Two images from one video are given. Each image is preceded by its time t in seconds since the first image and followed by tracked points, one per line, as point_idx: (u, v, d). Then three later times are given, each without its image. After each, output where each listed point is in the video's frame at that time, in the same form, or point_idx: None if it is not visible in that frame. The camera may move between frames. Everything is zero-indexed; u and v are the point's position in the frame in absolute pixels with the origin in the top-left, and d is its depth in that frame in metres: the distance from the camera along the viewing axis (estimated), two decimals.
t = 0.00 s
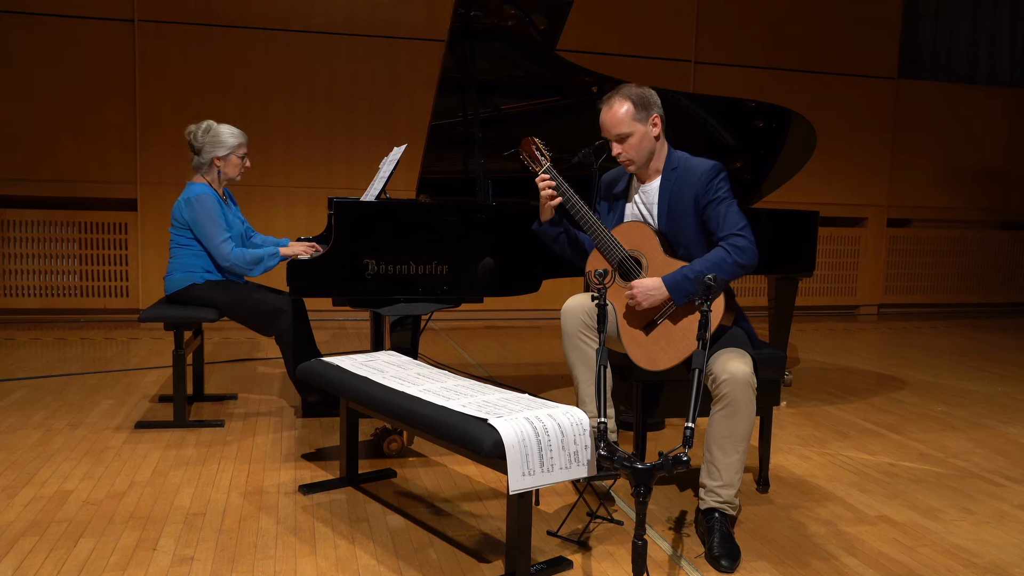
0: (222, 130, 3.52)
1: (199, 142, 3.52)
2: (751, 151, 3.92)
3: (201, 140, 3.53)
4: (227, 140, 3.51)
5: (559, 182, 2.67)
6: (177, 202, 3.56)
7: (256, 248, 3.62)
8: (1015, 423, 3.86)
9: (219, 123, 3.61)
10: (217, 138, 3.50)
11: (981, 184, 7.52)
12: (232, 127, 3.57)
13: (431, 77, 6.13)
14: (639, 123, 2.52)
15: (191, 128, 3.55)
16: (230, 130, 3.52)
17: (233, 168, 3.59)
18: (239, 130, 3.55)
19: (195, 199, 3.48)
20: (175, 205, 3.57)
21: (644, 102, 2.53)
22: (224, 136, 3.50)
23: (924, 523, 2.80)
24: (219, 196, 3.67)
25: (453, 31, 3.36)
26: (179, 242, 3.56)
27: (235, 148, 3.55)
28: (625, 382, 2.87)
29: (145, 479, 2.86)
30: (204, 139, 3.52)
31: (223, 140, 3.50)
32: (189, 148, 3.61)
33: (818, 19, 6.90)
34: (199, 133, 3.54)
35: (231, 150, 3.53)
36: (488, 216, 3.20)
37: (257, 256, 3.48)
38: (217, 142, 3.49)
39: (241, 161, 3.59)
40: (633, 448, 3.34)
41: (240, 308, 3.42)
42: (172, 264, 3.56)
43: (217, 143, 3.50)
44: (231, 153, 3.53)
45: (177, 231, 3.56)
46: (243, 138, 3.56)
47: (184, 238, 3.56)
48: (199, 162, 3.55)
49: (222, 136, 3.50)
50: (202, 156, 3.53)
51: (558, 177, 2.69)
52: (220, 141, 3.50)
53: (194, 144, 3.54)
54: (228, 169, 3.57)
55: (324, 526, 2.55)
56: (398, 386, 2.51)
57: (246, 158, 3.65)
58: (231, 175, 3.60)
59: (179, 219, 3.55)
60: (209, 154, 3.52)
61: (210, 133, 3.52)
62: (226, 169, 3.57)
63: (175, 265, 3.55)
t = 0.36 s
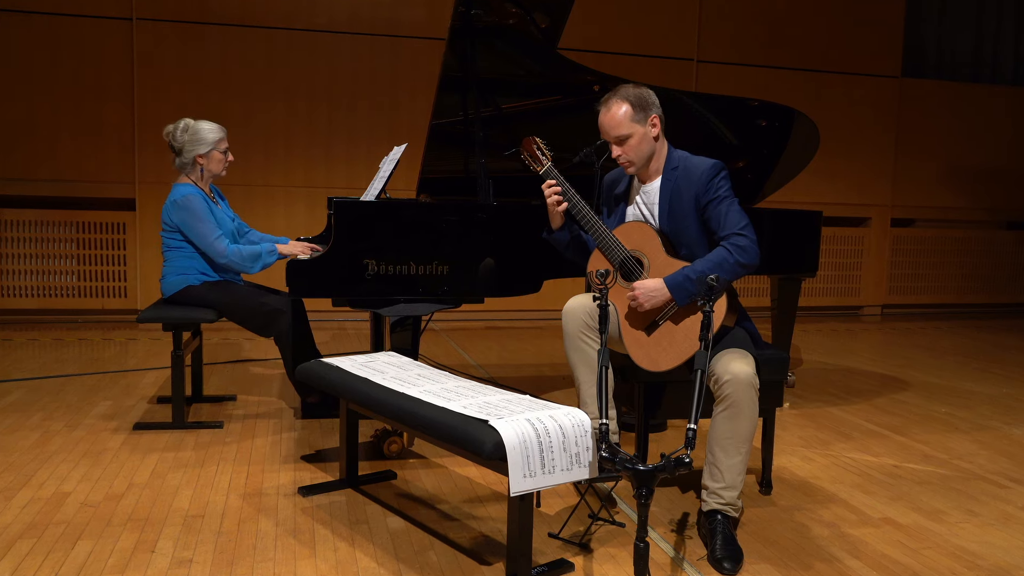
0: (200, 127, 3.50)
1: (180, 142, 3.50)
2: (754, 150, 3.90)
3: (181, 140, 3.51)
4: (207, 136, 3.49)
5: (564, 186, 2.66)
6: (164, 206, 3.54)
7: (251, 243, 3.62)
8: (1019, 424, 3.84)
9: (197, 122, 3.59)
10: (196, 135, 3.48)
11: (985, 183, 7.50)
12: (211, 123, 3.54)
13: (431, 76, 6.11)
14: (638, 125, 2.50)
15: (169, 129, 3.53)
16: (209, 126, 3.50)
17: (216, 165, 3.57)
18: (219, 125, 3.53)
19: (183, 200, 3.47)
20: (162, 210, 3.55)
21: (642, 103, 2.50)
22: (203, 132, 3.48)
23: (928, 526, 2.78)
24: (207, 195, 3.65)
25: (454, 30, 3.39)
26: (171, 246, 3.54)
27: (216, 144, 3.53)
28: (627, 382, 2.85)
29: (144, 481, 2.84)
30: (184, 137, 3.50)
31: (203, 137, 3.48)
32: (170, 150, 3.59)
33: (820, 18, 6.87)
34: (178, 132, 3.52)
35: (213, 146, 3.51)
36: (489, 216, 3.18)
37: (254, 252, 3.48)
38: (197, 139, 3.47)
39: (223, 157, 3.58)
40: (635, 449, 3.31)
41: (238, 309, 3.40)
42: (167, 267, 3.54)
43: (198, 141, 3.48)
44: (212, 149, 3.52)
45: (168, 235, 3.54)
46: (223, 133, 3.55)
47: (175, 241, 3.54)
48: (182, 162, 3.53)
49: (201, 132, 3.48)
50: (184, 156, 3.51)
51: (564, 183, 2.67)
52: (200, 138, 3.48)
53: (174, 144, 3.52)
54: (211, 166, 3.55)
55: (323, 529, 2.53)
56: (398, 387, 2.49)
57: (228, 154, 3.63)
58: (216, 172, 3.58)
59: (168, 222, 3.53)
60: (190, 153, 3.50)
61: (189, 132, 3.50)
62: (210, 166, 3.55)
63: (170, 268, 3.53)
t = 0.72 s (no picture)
0: (195, 125, 3.48)
1: (174, 139, 3.45)
2: (756, 149, 3.87)
3: (175, 137, 3.46)
4: (203, 134, 3.47)
5: (574, 198, 2.63)
6: (157, 205, 3.52)
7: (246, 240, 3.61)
8: None
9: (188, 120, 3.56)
10: (191, 133, 3.46)
11: (989, 183, 7.47)
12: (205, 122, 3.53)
13: (431, 75, 6.09)
14: (639, 124, 2.48)
15: (163, 126, 3.47)
16: (204, 124, 3.49)
17: (210, 164, 3.55)
18: (213, 125, 3.53)
19: (178, 197, 3.45)
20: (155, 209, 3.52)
21: (642, 102, 2.48)
22: (199, 130, 3.46)
23: (933, 528, 2.75)
24: (200, 194, 3.63)
25: (454, 28, 3.37)
26: (166, 244, 3.51)
27: (211, 143, 3.52)
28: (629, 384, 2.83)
29: (142, 483, 2.82)
30: (179, 135, 3.46)
31: (199, 135, 3.46)
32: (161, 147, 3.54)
33: (822, 17, 6.85)
34: (174, 129, 3.47)
35: (208, 144, 3.50)
36: (490, 216, 3.16)
37: (250, 247, 3.48)
38: (192, 137, 3.45)
39: (217, 156, 3.56)
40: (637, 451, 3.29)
41: (237, 309, 3.38)
42: (163, 267, 3.51)
43: (193, 138, 3.46)
44: (207, 147, 3.50)
45: (162, 234, 3.51)
46: (218, 132, 3.54)
47: (170, 240, 3.51)
48: (175, 159, 3.49)
49: (196, 130, 3.46)
50: (179, 152, 3.47)
51: (574, 193, 2.64)
52: (195, 136, 3.46)
53: (169, 141, 3.47)
54: (205, 165, 3.53)
55: (323, 531, 2.51)
56: (398, 388, 2.47)
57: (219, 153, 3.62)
58: (209, 171, 3.56)
59: (162, 221, 3.51)
60: (185, 150, 3.47)
61: (184, 129, 3.47)
62: (204, 164, 3.53)
63: (166, 268, 3.51)
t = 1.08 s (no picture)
0: (200, 126, 3.47)
1: (177, 138, 3.46)
2: (759, 149, 3.85)
3: (178, 136, 3.46)
4: (204, 135, 3.46)
5: (576, 198, 2.60)
6: (159, 201, 3.52)
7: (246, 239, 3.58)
8: None
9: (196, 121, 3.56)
10: (194, 133, 3.45)
11: (993, 182, 7.44)
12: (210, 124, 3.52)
13: (432, 74, 6.07)
14: (645, 121, 2.46)
15: (168, 125, 3.48)
16: (208, 126, 3.48)
17: (211, 165, 3.52)
18: (217, 127, 3.51)
19: (180, 193, 3.45)
20: (158, 204, 3.52)
21: (650, 99, 2.46)
22: (202, 131, 3.45)
23: (937, 530, 2.72)
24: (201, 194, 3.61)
25: (455, 26, 3.36)
26: (165, 241, 3.50)
27: (213, 144, 3.49)
28: (631, 385, 2.80)
29: (140, 485, 2.79)
30: (182, 134, 3.46)
31: (201, 135, 3.45)
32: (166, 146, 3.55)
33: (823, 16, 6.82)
34: (177, 129, 3.47)
35: (209, 145, 3.48)
36: (491, 216, 3.14)
37: (246, 246, 3.43)
38: (194, 137, 3.44)
39: (218, 158, 3.53)
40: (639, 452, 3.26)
41: (236, 309, 3.36)
42: (162, 265, 3.50)
43: (195, 138, 3.45)
44: (208, 148, 3.48)
45: (163, 230, 3.50)
46: (222, 135, 3.51)
47: (171, 237, 3.50)
48: (176, 158, 3.49)
49: (199, 131, 3.46)
50: (179, 151, 3.47)
51: (577, 194, 2.61)
52: (197, 136, 3.45)
53: (171, 140, 3.47)
54: (205, 165, 3.51)
55: (323, 533, 2.49)
56: (398, 389, 2.45)
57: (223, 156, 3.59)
58: (209, 172, 3.53)
59: (164, 217, 3.50)
60: (186, 149, 3.46)
61: (187, 130, 3.47)
62: (204, 164, 3.51)
63: (165, 265, 3.49)
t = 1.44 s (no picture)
0: (205, 125, 3.46)
1: (183, 137, 3.46)
2: (762, 148, 3.82)
3: (184, 135, 3.47)
4: (210, 133, 3.45)
5: (579, 197, 2.58)
6: (165, 197, 3.49)
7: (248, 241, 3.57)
8: None
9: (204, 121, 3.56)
10: (200, 131, 3.45)
11: (997, 182, 7.41)
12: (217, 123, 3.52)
13: (433, 73, 6.05)
14: (646, 121, 2.44)
15: (174, 125, 3.49)
16: (214, 124, 3.47)
17: (216, 164, 3.51)
18: (224, 125, 3.50)
19: (186, 190, 3.42)
20: (164, 200, 3.50)
21: (650, 99, 2.44)
22: (207, 129, 3.44)
23: (940, 532, 2.70)
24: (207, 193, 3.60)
25: (456, 25, 3.35)
26: (169, 237, 3.49)
27: (218, 142, 3.49)
28: (633, 386, 2.78)
29: (138, 486, 2.77)
30: (188, 133, 3.46)
31: (206, 133, 3.45)
32: (174, 146, 3.56)
33: (825, 14, 6.79)
34: (182, 129, 3.47)
35: (214, 144, 3.47)
36: (492, 216, 3.12)
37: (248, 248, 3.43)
38: (200, 135, 3.43)
39: (223, 157, 3.52)
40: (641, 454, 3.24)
41: (236, 308, 3.34)
42: (164, 261, 3.48)
43: (200, 136, 3.44)
44: (213, 146, 3.47)
45: (167, 226, 3.49)
46: (228, 133, 3.50)
47: (175, 233, 3.49)
48: (182, 157, 3.48)
49: (205, 129, 3.45)
50: (185, 150, 3.46)
51: (579, 194, 2.59)
52: (203, 135, 3.44)
53: (178, 140, 3.48)
54: (210, 164, 3.50)
55: (322, 535, 2.46)
56: (398, 390, 2.42)
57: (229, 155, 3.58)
58: (214, 170, 3.52)
59: (169, 213, 3.48)
60: (192, 147, 3.46)
61: (194, 129, 3.47)
62: (208, 163, 3.49)
63: (167, 261, 3.48)
